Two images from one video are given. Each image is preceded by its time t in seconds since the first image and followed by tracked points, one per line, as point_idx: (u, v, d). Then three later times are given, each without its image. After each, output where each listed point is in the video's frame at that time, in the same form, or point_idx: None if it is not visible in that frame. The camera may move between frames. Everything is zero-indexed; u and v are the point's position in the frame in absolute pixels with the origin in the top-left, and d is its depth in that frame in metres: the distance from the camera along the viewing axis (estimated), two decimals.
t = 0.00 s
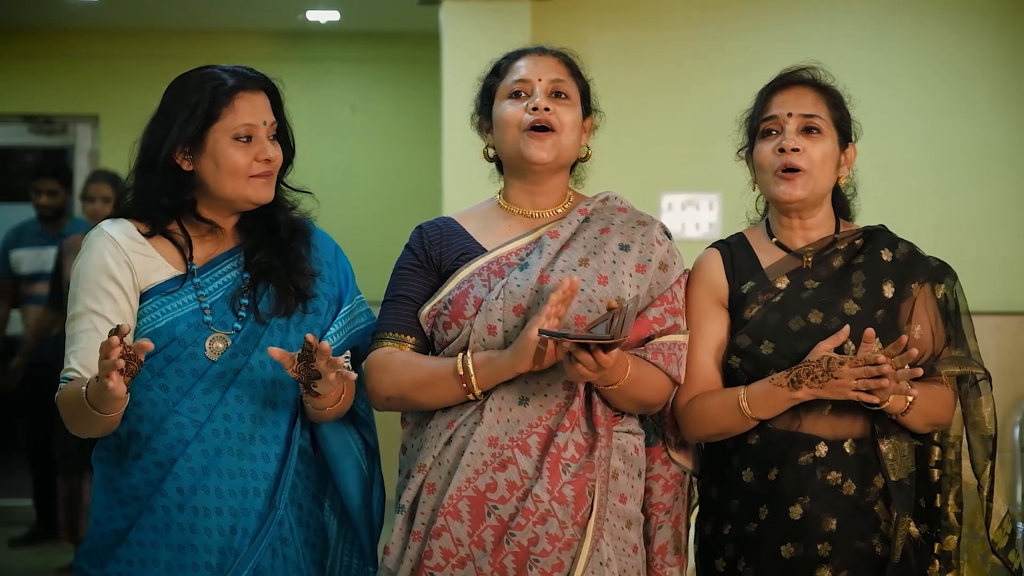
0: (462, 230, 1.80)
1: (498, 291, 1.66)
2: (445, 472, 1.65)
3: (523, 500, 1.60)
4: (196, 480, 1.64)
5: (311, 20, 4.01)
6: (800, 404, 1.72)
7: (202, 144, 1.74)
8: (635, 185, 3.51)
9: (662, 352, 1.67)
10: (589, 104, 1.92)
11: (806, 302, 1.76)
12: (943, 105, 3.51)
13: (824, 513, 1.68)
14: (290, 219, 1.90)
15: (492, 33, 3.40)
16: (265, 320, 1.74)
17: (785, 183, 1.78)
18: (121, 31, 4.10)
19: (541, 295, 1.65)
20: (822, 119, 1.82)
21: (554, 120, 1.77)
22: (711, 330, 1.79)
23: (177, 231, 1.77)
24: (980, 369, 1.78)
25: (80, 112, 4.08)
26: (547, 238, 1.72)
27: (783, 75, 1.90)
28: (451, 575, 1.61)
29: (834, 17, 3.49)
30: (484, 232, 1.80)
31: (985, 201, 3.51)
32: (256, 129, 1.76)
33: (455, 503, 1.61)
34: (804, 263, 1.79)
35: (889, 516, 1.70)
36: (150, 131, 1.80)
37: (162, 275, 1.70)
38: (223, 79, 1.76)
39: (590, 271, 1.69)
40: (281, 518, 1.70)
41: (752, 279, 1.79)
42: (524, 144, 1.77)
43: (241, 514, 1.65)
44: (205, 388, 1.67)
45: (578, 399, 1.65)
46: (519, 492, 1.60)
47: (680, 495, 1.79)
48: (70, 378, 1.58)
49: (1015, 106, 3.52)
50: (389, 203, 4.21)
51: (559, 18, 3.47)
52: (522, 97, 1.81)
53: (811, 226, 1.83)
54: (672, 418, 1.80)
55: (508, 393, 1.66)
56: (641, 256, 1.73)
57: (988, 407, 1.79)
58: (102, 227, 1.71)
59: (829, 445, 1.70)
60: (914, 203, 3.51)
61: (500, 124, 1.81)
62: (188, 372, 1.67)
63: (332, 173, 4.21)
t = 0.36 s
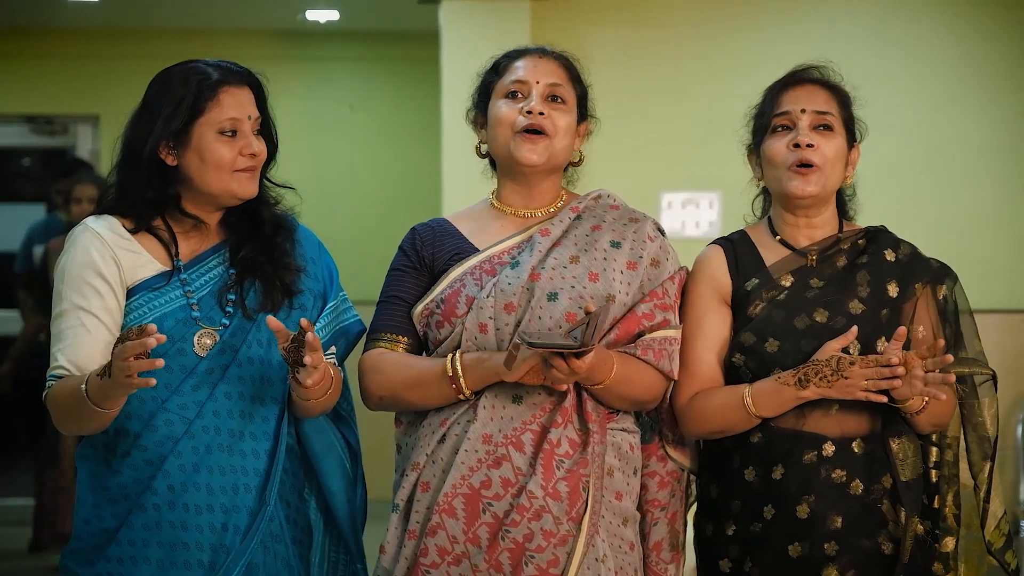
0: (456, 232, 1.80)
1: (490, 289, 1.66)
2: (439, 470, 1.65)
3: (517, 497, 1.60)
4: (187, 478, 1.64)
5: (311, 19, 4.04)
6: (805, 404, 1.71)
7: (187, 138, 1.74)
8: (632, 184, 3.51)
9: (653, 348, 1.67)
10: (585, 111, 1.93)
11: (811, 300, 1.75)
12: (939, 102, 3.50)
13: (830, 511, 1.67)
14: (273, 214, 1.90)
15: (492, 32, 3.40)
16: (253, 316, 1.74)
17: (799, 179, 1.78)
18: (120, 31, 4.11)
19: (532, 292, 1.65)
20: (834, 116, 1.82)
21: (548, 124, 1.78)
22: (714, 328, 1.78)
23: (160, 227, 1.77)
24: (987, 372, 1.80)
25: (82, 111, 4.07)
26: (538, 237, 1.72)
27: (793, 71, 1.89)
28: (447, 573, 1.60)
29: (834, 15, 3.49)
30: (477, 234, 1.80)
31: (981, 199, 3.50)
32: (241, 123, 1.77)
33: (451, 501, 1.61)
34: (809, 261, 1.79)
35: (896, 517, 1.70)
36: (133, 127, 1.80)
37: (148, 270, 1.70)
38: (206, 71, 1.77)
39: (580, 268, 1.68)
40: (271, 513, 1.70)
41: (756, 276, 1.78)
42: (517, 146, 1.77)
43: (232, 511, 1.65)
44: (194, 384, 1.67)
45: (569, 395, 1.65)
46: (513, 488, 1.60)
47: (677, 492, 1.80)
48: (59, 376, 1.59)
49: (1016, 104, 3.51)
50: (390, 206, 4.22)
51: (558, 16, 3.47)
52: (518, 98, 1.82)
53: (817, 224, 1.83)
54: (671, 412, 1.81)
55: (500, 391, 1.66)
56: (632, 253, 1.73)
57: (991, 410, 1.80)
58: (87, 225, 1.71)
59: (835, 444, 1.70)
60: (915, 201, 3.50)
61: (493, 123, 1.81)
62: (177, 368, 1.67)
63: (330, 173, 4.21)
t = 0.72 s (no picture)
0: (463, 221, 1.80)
1: (499, 285, 1.68)
2: (442, 467, 1.65)
3: (519, 492, 1.60)
4: (180, 473, 1.64)
5: (311, 18, 4.03)
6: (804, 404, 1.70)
7: (184, 135, 1.74)
8: (631, 184, 3.51)
9: (656, 345, 1.67)
10: (586, 107, 1.93)
11: (807, 301, 1.75)
12: (936, 99, 3.50)
13: (830, 512, 1.67)
14: (271, 212, 1.90)
15: (494, 33, 3.39)
16: (248, 312, 1.75)
17: (800, 180, 1.77)
18: (120, 30, 4.11)
19: (542, 291, 1.67)
20: (833, 116, 1.82)
21: (541, 120, 1.76)
22: (710, 329, 1.77)
23: (159, 224, 1.77)
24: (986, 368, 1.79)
25: (84, 111, 4.06)
26: (547, 236, 1.73)
27: (789, 69, 1.90)
28: (449, 568, 1.59)
29: (835, 13, 3.49)
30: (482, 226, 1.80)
31: (978, 196, 3.50)
32: (239, 121, 1.77)
33: (453, 496, 1.60)
34: (804, 261, 1.79)
35: (896, 517, 1.70)
36: (130, 126, 1.80)
37: (146, 265, 1.70)
38: (205, 69, 1.78)
39: (589, 269, 1.70)
40: (263, 509, 1.70)
41: (752, 277, 1.78)
42: (509, 140, 1.76)
43: (225, 506, 1.66)
44: (188, 379, 1.68)
45: (570, 390, 1.66)
46: (515, 484, 1.60)
47: (671, 491, 1.81)
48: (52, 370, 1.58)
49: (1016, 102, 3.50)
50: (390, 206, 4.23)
51: (558, 14, 3.47)
52: (514, 94, 1.81)
53: (813, 224, 1.83)
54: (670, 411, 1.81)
55: (506, 389, 1.65)
56: (638, 255, 1.76)
57: (987, 405, 1.81)
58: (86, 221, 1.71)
59: (835, 445, 1.69)
60: (916, 200, 3.50)
61: (489, 122, 1.80)
62: (172, 363, 1.67)
63: (331, 172, 4.22)
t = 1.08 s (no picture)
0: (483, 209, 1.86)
1: (531, 269, 1.75)
2: (471, 449, 1.67)
3: (553, 472, 1.65)
4: (190, 463, 1.65)
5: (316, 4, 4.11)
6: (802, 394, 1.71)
7: (195, 125, 1.75)
8: (634, 173, 3.51)
9: (664, 335, 1.81)
10: (588, 111, 1.90)
11: (806, 288, 1.75)
12: (939, 83, 3.48)
13: (829, 499, 1.68)
14: (279, 201, 1.90)
15: (498, 22, 3.37)
16: (257, 301, 1.75)
17: (800, 172, 1.77)
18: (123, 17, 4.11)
19: (573, 278, 1.76)
20: (823, 101, 1.82)
21: (535, 162, 1.80)
22: (711, 320, 1.78)
23: (167, 213, 1.78)
24: (986, 349, 1.80)
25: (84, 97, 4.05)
26: (574, 226, 1.82)
27: (775, 58, 1.89)
28: (479, 548, 1.62)
29: None
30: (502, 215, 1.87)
31: (985, 180, 3.49)
32: (248, 110, 1.76)
33: (484, 477, 1.64)
34: (803, 248, 1.79)
35: (896, 504, 1.70)
36: (140, 115, 1.81)
37: (153, 257, 1.71)
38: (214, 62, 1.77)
39: (613, 260, 1.80)
40: (275, 497, 1.70)
41: (750, 267, 1.79)
42: (508, 184, 1.83)
43: (236, 496, 1.66)
44: (197, 369, 1.69)
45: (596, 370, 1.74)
46: (549, 463, 1.65)
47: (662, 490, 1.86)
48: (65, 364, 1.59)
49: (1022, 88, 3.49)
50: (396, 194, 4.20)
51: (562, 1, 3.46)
52: (506, 128, 1.81)
53: (811, 210, 1.83)
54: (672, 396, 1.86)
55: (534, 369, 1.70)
56: (651, 252, 1.87)
57: (992, 387, 1.80)
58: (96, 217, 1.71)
59: (834, 432, 1.70)
60: (921, 187, 3.50)
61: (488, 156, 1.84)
62: (181, 354, 1.68)
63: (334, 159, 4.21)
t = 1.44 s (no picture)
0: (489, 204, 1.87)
1: (543, 268, 1.74)
2: (480, 444, 1.67)
3: (564, 467, 1.65)
4: (203, 457, 1.65)
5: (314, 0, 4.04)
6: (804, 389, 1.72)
7: (202, 121, 1.75)
8: (637, 169, 3.51)
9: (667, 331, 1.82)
10: (597, 96, 1.93)
11: (807, 283, 1.76)
12: (941, 76, 3.48)
13: (833, 495, 1.68)
14: (287, 196, 1.91)
15: (500, 17, 3.37)
16: (269, 295, 1.75)
17: (794, 166, 1.77)
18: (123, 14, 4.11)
19: (585, 276, 1.76)
20: (815, 94, 1.82)
21: (550, 139, 1.81)
22: (713, 317, 1.79)
23: (177, 210, 1.78)
24: (989, 338, 1.78)
25: (88, 95, 4.08)
26: (583, 223, 1.82)
27: (766, 53, 1.89)
28: (490, 544, 1.63)
29: None
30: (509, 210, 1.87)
31: (986, 176, 3.49)
32: (255, 105, 1.76)
33: (495, 473, 1.64)
34: (804, 244, 1.79)
35: (900, 499, 1.70)
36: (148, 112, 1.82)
37: (164, 252, 1.71)
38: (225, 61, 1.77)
39: (623, 257, 1.80)
40: (287, 491, 1.70)
41: (751, 264, 1.80)
42: (521, 162, 1.83)
43: (249, 489, 1.67)
44: (209, 363, 1.69)
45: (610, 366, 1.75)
46: (560, 459, 1.66)
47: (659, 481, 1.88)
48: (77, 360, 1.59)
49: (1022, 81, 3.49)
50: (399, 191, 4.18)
51: None
52: (520, 108, 1.83)
53: (811, 205, 1.83)
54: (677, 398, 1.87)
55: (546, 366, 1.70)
56: (659, 247, 1.88)
57: (999, 375, 1.78)
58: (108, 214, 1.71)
59: (837, 428, 1.71)
60: (924, 182, 3.50)
61: (500, 136, 1.85)
62: (193, 348, 1.68)
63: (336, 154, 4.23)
